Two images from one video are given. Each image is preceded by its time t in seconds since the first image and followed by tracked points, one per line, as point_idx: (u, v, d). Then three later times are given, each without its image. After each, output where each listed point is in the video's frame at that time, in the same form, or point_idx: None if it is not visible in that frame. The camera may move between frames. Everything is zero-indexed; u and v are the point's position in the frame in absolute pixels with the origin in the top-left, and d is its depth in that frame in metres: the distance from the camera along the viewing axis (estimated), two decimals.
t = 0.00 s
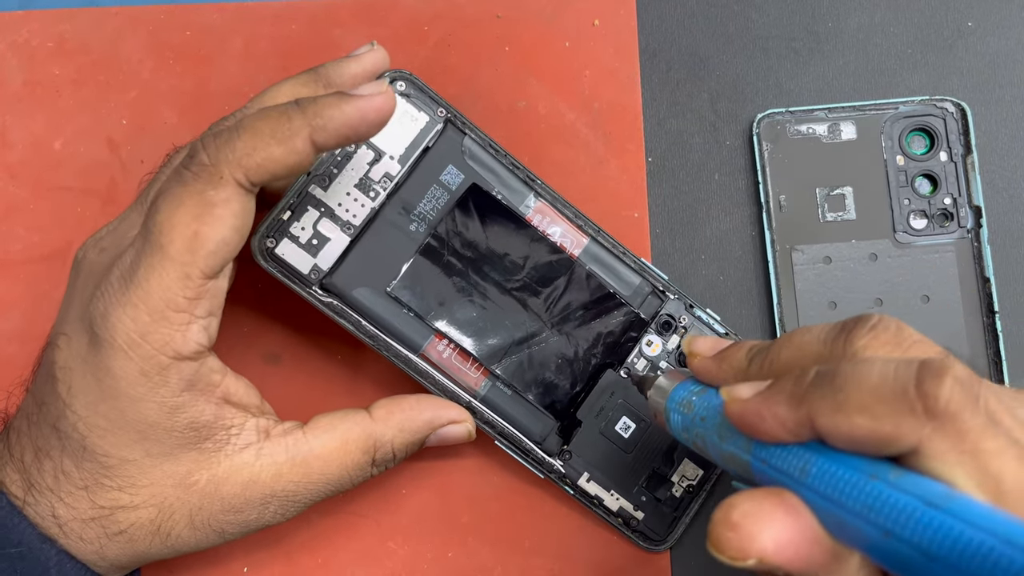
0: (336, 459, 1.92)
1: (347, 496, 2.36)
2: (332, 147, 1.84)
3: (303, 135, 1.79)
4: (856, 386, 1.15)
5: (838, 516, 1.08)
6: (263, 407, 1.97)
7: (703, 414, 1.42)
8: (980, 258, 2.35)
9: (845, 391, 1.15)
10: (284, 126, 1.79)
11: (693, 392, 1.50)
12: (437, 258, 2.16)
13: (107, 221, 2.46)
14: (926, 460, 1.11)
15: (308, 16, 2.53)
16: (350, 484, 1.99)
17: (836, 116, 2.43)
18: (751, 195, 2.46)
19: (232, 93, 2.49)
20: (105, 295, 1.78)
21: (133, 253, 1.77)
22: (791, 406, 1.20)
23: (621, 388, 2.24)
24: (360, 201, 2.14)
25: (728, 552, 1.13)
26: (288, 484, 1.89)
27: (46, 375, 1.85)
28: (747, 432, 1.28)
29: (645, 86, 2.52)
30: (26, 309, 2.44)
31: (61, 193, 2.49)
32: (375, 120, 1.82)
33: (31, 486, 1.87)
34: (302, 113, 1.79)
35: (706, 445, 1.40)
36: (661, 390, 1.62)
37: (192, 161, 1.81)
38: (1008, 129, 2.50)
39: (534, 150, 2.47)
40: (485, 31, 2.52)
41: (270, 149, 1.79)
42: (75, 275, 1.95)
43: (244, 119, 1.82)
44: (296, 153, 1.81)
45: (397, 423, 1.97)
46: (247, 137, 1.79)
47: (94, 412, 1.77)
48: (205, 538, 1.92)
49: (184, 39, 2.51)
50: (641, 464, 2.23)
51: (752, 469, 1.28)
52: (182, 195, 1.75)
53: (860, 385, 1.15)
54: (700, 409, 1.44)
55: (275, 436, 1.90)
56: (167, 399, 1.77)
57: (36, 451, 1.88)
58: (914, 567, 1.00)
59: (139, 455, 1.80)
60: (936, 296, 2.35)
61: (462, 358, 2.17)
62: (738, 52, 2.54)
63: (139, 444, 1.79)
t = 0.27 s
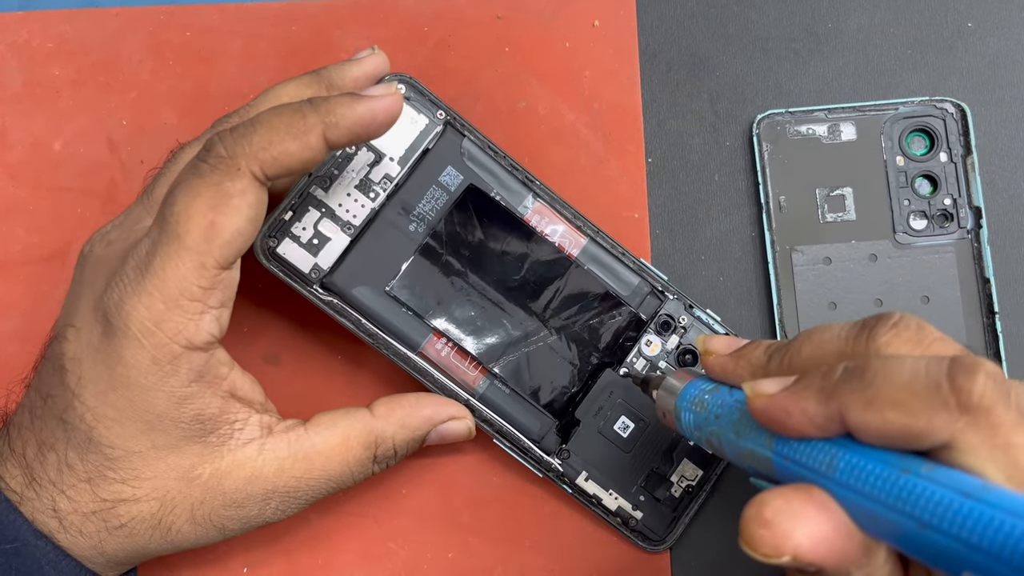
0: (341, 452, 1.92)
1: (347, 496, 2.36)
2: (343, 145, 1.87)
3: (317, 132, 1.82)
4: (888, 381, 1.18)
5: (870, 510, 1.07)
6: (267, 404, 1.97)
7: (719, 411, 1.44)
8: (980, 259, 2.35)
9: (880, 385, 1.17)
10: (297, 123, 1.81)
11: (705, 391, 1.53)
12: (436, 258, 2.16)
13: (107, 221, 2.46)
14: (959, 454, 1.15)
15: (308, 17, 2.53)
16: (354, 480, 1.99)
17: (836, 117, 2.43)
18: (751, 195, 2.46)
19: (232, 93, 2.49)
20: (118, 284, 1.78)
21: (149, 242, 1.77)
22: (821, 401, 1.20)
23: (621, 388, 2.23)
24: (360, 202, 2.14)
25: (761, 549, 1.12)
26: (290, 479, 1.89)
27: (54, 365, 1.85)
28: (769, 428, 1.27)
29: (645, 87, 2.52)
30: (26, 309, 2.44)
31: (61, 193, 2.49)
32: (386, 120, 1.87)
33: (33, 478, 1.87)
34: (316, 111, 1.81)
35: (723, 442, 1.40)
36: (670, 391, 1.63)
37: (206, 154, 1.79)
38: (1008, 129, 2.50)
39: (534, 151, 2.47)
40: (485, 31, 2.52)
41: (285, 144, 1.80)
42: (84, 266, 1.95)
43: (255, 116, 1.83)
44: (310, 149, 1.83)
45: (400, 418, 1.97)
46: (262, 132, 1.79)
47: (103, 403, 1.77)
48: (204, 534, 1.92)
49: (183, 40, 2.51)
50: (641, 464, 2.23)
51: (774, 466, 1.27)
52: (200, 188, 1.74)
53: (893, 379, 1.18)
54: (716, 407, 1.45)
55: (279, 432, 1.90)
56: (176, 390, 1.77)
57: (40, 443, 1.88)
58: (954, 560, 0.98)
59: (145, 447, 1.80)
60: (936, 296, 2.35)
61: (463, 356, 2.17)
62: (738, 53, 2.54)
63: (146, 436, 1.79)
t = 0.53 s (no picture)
0: (340, 453, 1.92)
1: (348, 496, 2.36)
2: (341, 144, 1.88)
3: (315, 131, 1.82)
4: (959, 395, 1.16)
5: (944, 530, 1.06)
6: (267, 404, 1.97)
7: (753, 415, 1.34)
8: (979, 259, 2.35)
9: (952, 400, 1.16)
10: (296, 122, 1.81)
11: (733, 393, 1.41)
12: (438, 255, 2.16)
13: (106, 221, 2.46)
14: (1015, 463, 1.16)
15: (308, 17, 2.53)
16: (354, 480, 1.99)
17: (836, 116, 2.44)
18: (751, 195, 2.46)
19: (232, 93, 2.49)
20: (115, 284, 1.78)
21: (145, 242, 1.77)
22: (889, 415, 1.18)
23: (622, 386, 2.24)
24: (362, 197, 2.14)
25: None
26: (290, 479, 1.89)
27: (52, 367, 1.85)
28: (820, 437, 1.22)
29: (645, 87, 2.52)
30: (26, 309, 2.44)
31: (61, 193, 2.49)
32: (384, 118, 1.87)
33: (34, 479, 1.87)
34: (314, 110, 1.81)
35: (760, 450, 1.33)
36: (692, 392, 1.49)
37: (204, 153, 1.79)
38: (1008, 129, 2.50)
39: (534, 151, 2.47)
40: (485, 31, 2.52)
41: (284, 143, 1.80)
42: (81, 268, 1.95)
43: (254, 114, 1.83)
44: (308, 148, 1.83)
45: (398, 419, 1.98)
46: (261, 130, 1.79)
47: (101, 404, 1.77)
48: (205, 535, 1.92)
49: (183, 40, 2.51)
50: (642, 463, 2.23)
51: (822, 477, 1.23)
52: (199, 186, 1.74)
53: (965, 394, 1.16)
54: (749, 412, 1.35)
55: (279, 433, 1.91)
56: (173, 390, 1.77)
57: (41, 445, 1.88)
58: None
59: (144, 448, 1.80)
60: (936, 296, 2.36)
61: (465, 354, 2.17)
62: (738, 53, 2.54)
63: (145, 436, 1.79)
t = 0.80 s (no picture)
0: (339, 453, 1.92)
1: (347, 497, 2.36)
2: (340, 147, 1.88)
3: (314, 134, 1.82)
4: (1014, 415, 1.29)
5: None
6: (267, 404, 1.97)
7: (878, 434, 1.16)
8: (979, 260, 2.35)
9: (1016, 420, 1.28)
10: (295, 125, 1.81)
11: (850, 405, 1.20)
12: (437, 255, 2.16)
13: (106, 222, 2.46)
14: None
15: (308, 18, 2.53)
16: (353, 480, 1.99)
17: (836, 117, 2.44)
18: (751, 196, 2.46)
19: (232, 94, 2.49)
20: (116, 285, 1.78)
21: (146, 243, 1.77)
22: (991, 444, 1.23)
23: (621, 386, 2.24)
24: (361, 198, 2.14)
25: None
26: (290, 479, 1.89)
27: (52, 368, 1.85)
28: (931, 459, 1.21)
29: (644, 88, 2.52)
30: (26, 310, 2.44)
31: (61, 194, 2.49)
32: (383, 122, 1.88)
33: (33, 480, 1.87)
34: (314, 113, 1.81)
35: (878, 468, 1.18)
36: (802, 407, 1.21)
37: (204, 155, 1.79)
38: (1008, 130, 2.50)
39: (534, 152, 2.47)
40: (485, 32, 2.52)
41: (284, 145, 1.80)
42: (82, 269, 1.96)
43: (255, 116, 1.83)
44: (307, 150, 1.83)
45: (397, 419, 1.97)
46: (261, 132, 1.79)
47: (101, 404, 1.77)
48: (205, 536, 1.93)
49: (183, 40, 2.52)
50: (641, 463, 2.23)
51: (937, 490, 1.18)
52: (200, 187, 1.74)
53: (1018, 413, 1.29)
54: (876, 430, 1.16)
55: (279, 432, 1.91)
56: (173, 390, 1.77)
57: (40, 445, 1.88)
58: None
59: (144, 449, 1.80)
60: (936, 297, 2.36)
61: (465, 355, 2.18)
62: (738, 54, 2.54)
63: (145, 437, 1.79)
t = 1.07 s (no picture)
0: (342, 450, 1.92)
1: (347, 496, 2.36)
2: (345, 146, 1.88)
3: (320, 133, 1.82)
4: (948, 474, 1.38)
5: None
6: (269, 403, 1.97)
7: None
8: (979, 259, 2.35)
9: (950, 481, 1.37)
10: (301, 124, 1.81)
11: None
12: (437, 256, 2.16)
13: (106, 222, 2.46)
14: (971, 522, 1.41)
15: (308, 17, 2.53)
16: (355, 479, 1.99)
17: (836, 117, 2.44)
18: (751, 196, 2.46)
19: (232, 93, 2.49)
20: (121, 282, 1.78)
21: (152, 241, 1.77)
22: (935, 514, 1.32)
23: (621, 386, 2.24)
24: (362, 199, 2.15)
25: None
26: (292, 477, 1.89)
27: (56, 365, 1.85)
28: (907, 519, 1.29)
29: (644, 87, 2.52)
30: (26, 309, 2.44)
31: (61, 193, 2.49)
32: (388, 122, 1.88)
33: (35, 478, 1.87)
34: (320, 112, 1.81)
35: None
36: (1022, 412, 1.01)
37: (211, 154, 1.79)
38: (1008, 130, 2.50)
39: (534, 151, 2.47)
40: (485, 32, 2.52)
41: (289, 144, 1.80)
42: (85, 266, 1.95)
43: (261, 115, 1.83)
44: (313, 149, 1.83)
45: (400, 417, 1.97)
46: (266, 131, 1.79)
47: (105, 402, 1.77)
48: (207, 533, 1.93)
49: (184, 40, 2.52)
50: (642, 463, 2.22)
51: None
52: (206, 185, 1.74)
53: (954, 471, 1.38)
54: None
55: (280, 429, 1.90)
56: (178, 387, 1.77)
57: (42, 443, 1.88)
58: None
59: (147, 446, 1.80)
60: (936, 297, 2.36)
61: (465, 356, 2.17)
62: (738, 53, 2.54)
63: (149, 434, 1.79)
